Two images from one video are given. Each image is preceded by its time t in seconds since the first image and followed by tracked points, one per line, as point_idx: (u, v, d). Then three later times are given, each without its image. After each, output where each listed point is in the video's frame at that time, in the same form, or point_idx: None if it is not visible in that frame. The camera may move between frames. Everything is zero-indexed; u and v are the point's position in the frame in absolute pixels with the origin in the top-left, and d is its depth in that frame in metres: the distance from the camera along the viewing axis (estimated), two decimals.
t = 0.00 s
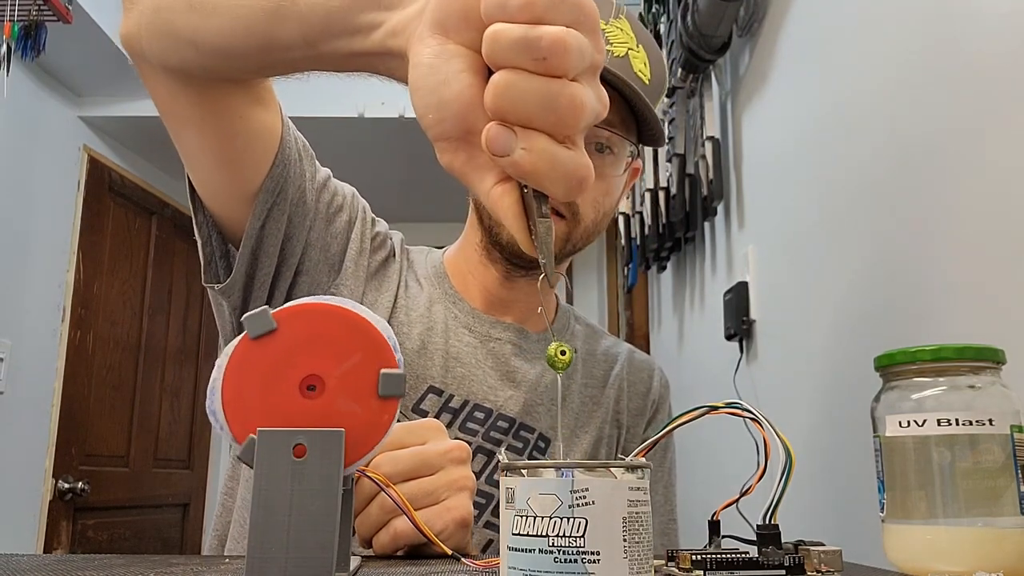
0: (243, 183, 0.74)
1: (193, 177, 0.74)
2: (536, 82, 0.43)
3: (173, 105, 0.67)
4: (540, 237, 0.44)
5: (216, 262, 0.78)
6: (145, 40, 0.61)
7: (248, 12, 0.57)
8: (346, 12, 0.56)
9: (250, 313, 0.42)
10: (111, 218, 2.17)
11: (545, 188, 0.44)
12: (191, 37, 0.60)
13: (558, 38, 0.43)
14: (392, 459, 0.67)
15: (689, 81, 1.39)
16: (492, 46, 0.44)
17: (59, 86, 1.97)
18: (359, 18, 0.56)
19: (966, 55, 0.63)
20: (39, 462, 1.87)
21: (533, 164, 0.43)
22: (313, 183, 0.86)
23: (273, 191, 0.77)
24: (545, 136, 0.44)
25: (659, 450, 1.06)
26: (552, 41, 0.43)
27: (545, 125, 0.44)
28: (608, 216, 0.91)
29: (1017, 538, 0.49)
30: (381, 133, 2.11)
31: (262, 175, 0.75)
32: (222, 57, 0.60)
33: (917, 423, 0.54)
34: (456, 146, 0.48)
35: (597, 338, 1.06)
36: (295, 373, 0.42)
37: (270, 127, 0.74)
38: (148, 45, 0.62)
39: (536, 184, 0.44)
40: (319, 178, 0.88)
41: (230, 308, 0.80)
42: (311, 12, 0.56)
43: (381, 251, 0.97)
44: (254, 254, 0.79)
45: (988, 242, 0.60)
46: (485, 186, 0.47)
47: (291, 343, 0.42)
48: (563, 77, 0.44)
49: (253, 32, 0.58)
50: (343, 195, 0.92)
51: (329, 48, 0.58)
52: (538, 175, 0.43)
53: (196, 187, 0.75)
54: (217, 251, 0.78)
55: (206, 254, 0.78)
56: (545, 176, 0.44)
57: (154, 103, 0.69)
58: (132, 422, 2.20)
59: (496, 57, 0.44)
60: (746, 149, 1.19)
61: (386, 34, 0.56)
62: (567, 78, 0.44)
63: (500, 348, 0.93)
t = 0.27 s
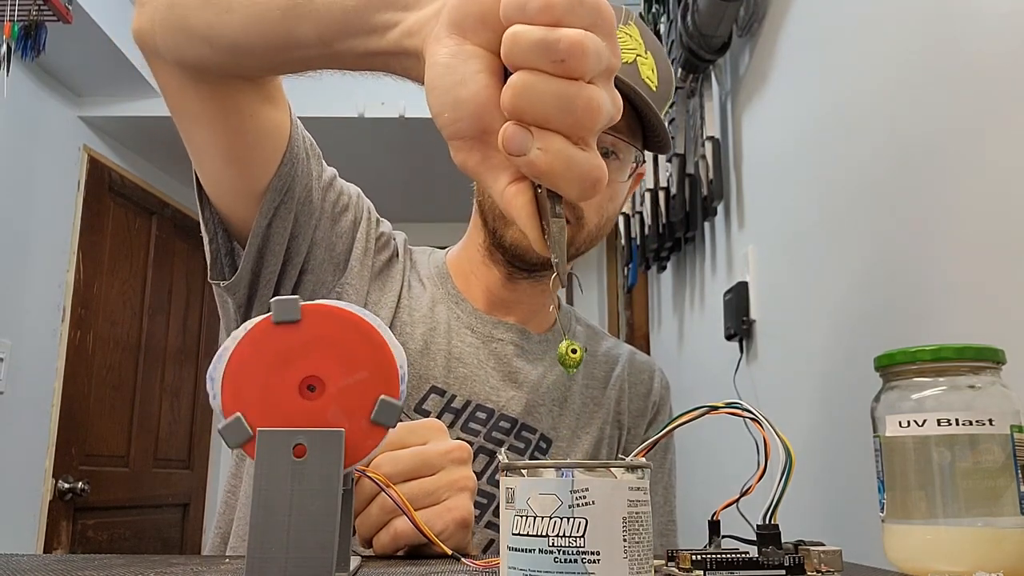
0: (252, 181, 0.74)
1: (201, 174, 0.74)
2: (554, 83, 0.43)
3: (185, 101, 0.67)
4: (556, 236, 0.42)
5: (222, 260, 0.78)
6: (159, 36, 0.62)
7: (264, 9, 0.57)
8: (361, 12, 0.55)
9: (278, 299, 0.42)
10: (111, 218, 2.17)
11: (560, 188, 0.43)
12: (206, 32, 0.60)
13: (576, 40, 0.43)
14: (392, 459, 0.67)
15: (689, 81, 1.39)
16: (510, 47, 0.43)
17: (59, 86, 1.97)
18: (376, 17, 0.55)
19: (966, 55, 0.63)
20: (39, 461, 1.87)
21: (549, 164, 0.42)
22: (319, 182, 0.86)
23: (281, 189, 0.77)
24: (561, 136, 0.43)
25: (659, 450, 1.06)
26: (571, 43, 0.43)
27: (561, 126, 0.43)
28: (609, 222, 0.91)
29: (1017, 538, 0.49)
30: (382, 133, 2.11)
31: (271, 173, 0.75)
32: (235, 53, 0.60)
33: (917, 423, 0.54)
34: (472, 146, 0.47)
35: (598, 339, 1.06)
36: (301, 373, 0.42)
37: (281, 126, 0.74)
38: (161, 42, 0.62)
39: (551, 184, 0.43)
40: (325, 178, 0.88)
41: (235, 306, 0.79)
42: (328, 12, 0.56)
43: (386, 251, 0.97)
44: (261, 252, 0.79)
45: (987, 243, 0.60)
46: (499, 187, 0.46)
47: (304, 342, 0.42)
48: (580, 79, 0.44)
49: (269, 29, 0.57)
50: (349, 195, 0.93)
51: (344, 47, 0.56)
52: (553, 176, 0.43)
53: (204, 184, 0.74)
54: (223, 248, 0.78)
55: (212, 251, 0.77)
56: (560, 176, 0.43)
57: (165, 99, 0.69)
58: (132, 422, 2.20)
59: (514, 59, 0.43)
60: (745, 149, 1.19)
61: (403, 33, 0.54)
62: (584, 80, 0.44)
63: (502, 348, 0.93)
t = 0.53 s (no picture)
0: (258, 178, 0.74)
1: (206, 172, 0.74)
2: (558, 69, 0.43)
3: (193, 96, 0.67)
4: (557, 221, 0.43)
5: (225, 257, 0.78)
6: (168, 35, 0.63)
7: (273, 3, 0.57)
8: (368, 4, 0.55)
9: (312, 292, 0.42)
10: (111, 218, 2.17)
11: (563, 174, 0.43)
12: (213, 26, 0.61)
13: (580, 27, 0.43)
14: (393, 460, 0.67)
15: (689, 81, 1.39)
16: (515, 33, 0.43)
17: (59, 86, 1.97)
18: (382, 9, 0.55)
19: (966, 55, 0.63)
20: (39, 462, 1.87)
21: (552, 150, 0.43)
22: (324, 181, 0.86)
23: (287, 187, 0.77)
24: (565, 123, 0.43)
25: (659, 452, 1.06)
26: (575, 30, 0.43)
27: (565, 113, 0.43)
28: (609, 227, 0.91)
29: (1017, 538, 0.49)
30: (382, 133, 2.11)
31: (277, 171, 0.75)
32: (243, 48, 0.61)
33: (917, 423, 0.54)
34: (475, 132, 0.47)
35: (598, 340, 1.06)
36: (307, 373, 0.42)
37: (287, 123, 0.74)
38: (170, 38, 0.63)
39: (554, 170, 0.43)
40: (329, 177, 0.88)
41: (239, 303, 0.80)
42: (336, 6, 0.56)
43: (388, 251, 0.97)
44: (265, 251, 0.79)
45: (987, 244, 0.60)
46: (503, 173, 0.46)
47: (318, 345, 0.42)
48: (584, 65, 0.44)
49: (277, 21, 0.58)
50: (352, 195, 0.93)
51: (353, 39, 0.57)
52: (556, 161, 0.43)
53: (209, 182, 0.74)
54: (226, 246, 0.78)
55: (217, 248, 0.77)
56: (563, 162, 0.43)
57: (171, 95, 0.69)
58: (132, 422, 2.20)
59: (518, 45, 0.43)
60: (746, 150, 1.19)
61: (408, 24, 0.54)
62: (588, 66, 0.44)
63: (503, 349, 0.93)
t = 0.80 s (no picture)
0: (255, 186, 0.74)
1: (203, 179, 0.74)
2: (552, 92, 0.43)
3: (190, 105, 0.67)
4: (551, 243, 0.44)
5: (223, 264, 0.78)
6: (164, 46, 0.62)
7: (270, 16, 0.56)
8: (366, 18, 0.55)
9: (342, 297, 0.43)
10: (111, 218, 2.17)
11: (557, 195, 0.44)
12: (210, 40, 0.60)
13: (573, 49, 0.42)
14: (393, 459, 0.67)
15: (689, 81, 1.39)
16: (508, 55, 0.43)
17: (59, 86, 1.97)
18: (379, 25, 0.54)
19: (966, 55, 0.63)
20: (39, 462, 1.87)
21: (546, 172, 0.43)
22: (322, 186, 0.86)
23: (285, 194, 0.77)
24: (559, 145, 0.44)
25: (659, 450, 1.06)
26: (567, 51, 0.42)
27: (559, 135, 0.43)
28: (608, 224, 0.92)
29: (1016, 539, 0.49)
30: (382, 133, 2.11)
31: (276, 178, 0.75)
32: (240, 62, 0.60)
33: (917, 423, 0.54)
34: (472, 154, 0.47)
35: (597, 339, 1.06)
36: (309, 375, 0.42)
37: (284, 132, 0.74)
38: (166, 48, 0.62)
39: (548, 192, 0.43)
40: (327, 181, 0.88)
41: (238, 308, 0.79)
42: (335, 20, 0.55)
43: (386, 254, 0.97)
44: (264, 257, 0.79)
45: (987, 241, 0.60)
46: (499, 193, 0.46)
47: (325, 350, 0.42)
48: (577, 87, 0.44)
49: (276, 36, 0.57)
50: (349, 199, 0.93)
51: (353, 53, 0.56)
52: (550, 184, 0.43)
53: (206, 190, 0.74)
54: (223, 252, 0.77)
55: (214, 255, 0.77)
56: (557, 185, 0.43)
57: (168, 104, 0.69)
58: (132, 422, 2.20)
59: (511, 67, 0.43)
60: (746, 150, 1.19)
61: (406, 42, 0.53)
62: (582, 88, 0.44)
63: (502, 350, 0.93)
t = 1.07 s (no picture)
0: (255, 187, 0.74)
1: (203, 180, 0.74)
2: (549, 106, 0.43)
3: (190, 108, 0.67)
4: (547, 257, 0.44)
5: (223, 265, 0.77)
6: (164, 48, 0.60)
7: (269, 22, 0.54)
8: (365, 27, 0.53)
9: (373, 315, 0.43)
10: (111, 218, 2.17)
11: (554, 210, 0.44)
12: (211, 45, 0.57)
13: (571, 62, 0.42)
14: (393, 460, 0.67)
15: (689, 81, 1.39)
16: (506, 68, 0.43)
17: (59, 86, 1.97)
18: (377, 34, 0.53)
19: (966, 55, 0.63)
20: (39, 461, 1.87)
21: (542, 187, 0.43)
22: (322, 187, 0.86)
23: (285, 196, 0.77)
24: (556, 158, 0.43)
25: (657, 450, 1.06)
26: (566, 65, 0.42)
27: (556, 148, 0.43)
28: (608, 224, 0.92)
29: (1016, 538, 0.49)
30: (382, 134, 2.11)
31: (275, 180, 0.75)
32: (240, 67, 0.58)
33: (917, 423, 0.54)
34: (469, 166, 0.47)
35: (596, 339, 1.06)
36: (316, 378, 0.42)
37: (284, 135, 0.74)
38: (165, 52, 0.60)
39: (544, 206, 0.44)
40: (326, 182, 0.88)
41: (236, 309, 0.79)
42: (334, 27, 0.53)
43: (385, 254, 0.97)
44: (263, 258, 0.79)
45: (988, 241, 0.60)
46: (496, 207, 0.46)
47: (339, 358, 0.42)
48: (575, 101, 0.43)
49: (274, 44, 0.55)
50: (349, 200, 0.93)
51: (352, 62, 0.54)
52: (546, 198, 0.43)
53: (206, 191, 0.74)
54: (223, 253, 0.77)
55: (213, 256, 0.77)
56: (553, 199, 0.43)
57: (167, 106, 0.68)
58: (132, 422, 2.20)
59: (509, 79, 0.43)
60: (746, 150, 1.19)
61: (406, 51, 0.52)
62: (579, 101, 0.44)
63: (501, 350, 0.93)
